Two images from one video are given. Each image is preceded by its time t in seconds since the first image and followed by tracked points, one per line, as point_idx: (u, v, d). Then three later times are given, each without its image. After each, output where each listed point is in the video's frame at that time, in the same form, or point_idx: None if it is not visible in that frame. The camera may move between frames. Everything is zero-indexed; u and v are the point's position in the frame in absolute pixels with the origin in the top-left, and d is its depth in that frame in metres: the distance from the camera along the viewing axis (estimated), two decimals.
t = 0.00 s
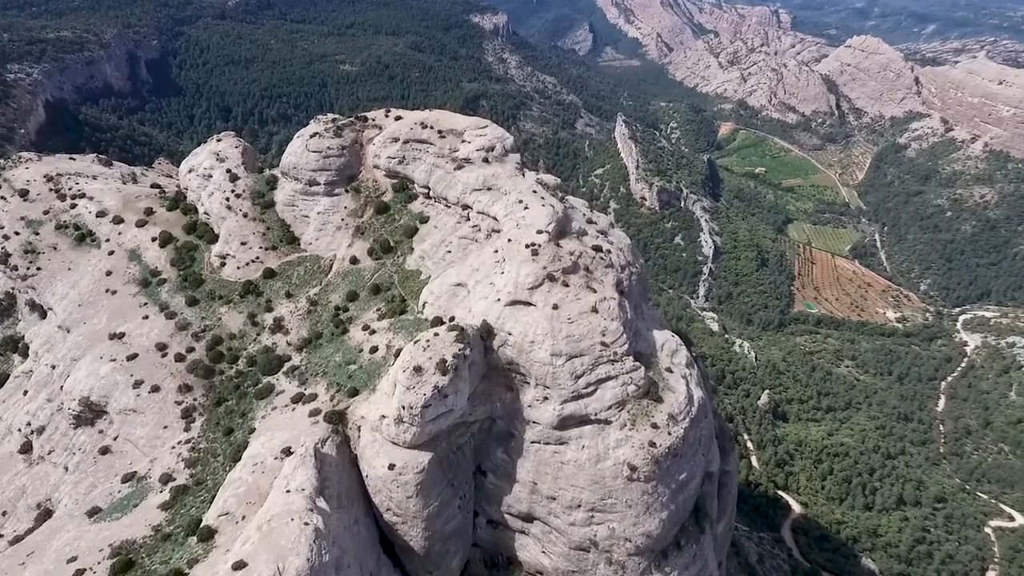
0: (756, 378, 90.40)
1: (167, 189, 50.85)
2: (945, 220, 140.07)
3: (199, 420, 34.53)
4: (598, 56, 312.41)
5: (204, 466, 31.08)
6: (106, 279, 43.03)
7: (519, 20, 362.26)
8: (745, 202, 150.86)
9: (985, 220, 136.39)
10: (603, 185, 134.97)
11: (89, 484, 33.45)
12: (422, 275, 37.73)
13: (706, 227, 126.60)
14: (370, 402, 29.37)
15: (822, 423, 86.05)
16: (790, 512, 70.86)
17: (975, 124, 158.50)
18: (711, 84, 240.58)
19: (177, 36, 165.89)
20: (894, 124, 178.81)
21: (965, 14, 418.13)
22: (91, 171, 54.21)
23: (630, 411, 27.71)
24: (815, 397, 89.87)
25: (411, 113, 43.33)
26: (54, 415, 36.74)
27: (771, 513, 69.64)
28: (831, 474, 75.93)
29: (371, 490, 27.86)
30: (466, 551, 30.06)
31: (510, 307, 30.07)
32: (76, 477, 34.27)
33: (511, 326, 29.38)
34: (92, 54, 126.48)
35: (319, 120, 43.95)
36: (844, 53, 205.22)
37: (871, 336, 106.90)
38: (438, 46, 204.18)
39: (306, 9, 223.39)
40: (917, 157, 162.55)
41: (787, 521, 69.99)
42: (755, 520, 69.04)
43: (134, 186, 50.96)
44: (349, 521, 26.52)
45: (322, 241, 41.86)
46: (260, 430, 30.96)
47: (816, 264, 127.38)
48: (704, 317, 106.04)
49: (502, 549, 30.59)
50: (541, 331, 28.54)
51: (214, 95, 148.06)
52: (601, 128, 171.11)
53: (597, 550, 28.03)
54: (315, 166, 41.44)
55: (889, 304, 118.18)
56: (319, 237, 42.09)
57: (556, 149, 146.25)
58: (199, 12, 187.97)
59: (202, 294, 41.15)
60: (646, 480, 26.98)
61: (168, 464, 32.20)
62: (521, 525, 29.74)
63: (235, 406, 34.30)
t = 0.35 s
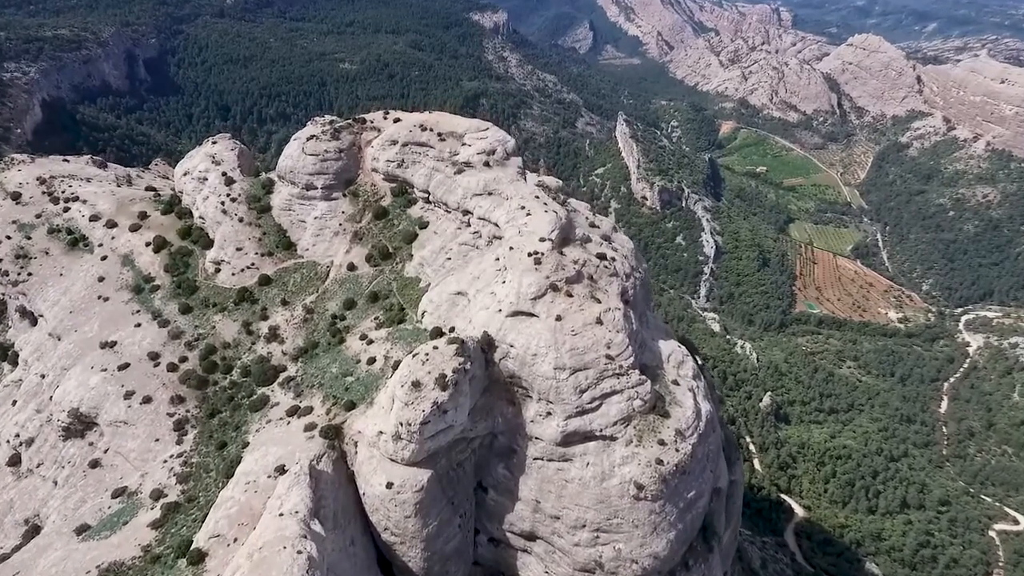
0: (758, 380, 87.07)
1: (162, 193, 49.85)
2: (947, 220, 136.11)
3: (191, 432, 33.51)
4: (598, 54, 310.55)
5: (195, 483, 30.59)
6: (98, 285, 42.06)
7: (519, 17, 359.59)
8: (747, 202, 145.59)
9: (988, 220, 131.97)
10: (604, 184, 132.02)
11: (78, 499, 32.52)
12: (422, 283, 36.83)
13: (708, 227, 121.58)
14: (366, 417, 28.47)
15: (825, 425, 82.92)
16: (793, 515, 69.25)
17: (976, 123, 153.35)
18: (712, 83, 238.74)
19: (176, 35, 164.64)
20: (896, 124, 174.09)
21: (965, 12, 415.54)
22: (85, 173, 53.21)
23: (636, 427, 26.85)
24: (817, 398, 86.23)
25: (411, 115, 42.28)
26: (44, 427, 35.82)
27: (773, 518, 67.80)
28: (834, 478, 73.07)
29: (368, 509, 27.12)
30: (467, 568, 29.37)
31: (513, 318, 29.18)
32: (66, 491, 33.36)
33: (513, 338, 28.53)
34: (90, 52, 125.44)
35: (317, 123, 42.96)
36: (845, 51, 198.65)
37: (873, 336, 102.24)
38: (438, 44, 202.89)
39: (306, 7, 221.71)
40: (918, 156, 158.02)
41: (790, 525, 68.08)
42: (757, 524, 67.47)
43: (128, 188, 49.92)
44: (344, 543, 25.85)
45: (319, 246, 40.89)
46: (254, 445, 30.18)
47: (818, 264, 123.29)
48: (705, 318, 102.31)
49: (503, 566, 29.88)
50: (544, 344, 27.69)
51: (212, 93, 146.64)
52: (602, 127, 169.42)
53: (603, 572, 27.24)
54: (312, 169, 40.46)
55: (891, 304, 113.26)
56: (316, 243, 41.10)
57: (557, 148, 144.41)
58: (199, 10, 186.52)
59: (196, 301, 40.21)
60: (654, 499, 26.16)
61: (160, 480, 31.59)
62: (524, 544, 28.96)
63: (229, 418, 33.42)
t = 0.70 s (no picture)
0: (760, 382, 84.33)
1: (157, 196, 48.78)
2: (949, 219, 131.86)
3: (184, 445, 32.62)
4: (599, 52, 308.61)
5: (188, 499, 29.94)
6: (91, 291, 41.14)
7: (519, 15, 357.37)
8: (749, 201, 140.25)
9: (990, 220, 127.41)
10: (605, 183, 128.95)
11: (67, 515, 31.65)
12: (421, 291, 35.90)
13: (709, 226, 118.87)
14: (363, 432, 27.59)
15: (827, 427, 80.16)
16: (796, 520, 65.46)
17: (978, 122, 151.44)
18: (713, 81, 236.91)
19: (175, 33, 163.31)
20: (898, 121, 170.28)
21: (967, 10, 412.11)
22: (79, 176, 52.15)
23: (642, 443, 26.00)
24: (820, 400, 83.56)
25: (411, 117, 41.27)
26: (33, 438, 34.92)
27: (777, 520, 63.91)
28: (836, 481, 70.42)
29: (365, 529, 26.32)
30: None
31: (515, 329, 28.33)
32: (55, 506, 32.51)
33: (515, 351, 27.72)
34: (88, 51, 124.27)
35: (313, 125, 42.01)
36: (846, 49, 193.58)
37: (875, 338, 101.47)
38: (438, 43, 201.41)
39: (305, 4, 220.05)
40: (919, 155, 153.97)
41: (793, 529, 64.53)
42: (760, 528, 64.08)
43: (122, 192, 48.85)
44: (338, 566, 25.09)
45: (315, 253, 39.96)
46: (247, 461, 29.31)
47: (819, 263, 121.25)
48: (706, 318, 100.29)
49: None
50: (547, 357, 26.84)
51: (211, 92, 145.26)
52: (603, 126, 167.80)
53: None
54: (309, 173, 39.47)
55: (893, 305, 111.37)
56: (313, 249, 40.19)
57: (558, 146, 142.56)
58: (197, 9, 185.09)
59: (191, 308, 39.31)
60: (661, 519, 25.31)
61: (151, 496, 30.83)
62: (526, 563, 28.14)
63: (223, 431, 32.54)
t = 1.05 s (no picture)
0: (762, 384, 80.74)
1: (152, 200, 47.62)
2: (952, 220, 129.95)
3: (176, 459, 31.77)
4: (599, 51, 306.82)
5: (179, 518, 29.16)
6: (82, 298, 40.16)
7: (519, 12, 355.13)
8: (751, 201, 138.03)
9: (993, 220, 125.68)
10: (606, 182, 126.47)
11: (55, 532, 30.83)
12: (420, 300, 34.96)
13: (711, 227, 115.17)
14: (360, 449, 26.69)
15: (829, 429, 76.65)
16: (799, 524, 62.99)
17: (981, 121, 150.00)
18: (714, 80, 235.47)
19: (174, 32, 162.11)
20: (900, 121, 168.43)
21: (969, 8, 410.36)
22: (71, 179, 51.06)
23: (650, 462, 25.23)
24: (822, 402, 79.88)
25: (410, 120, 40.26)
26: (22, 451, 34.07)
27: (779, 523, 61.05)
28: (839, 485, 67.25)
29: (362, 550, 25.60)
30: None
31: (517, 342, 27.42)
32: (43, 522, 31.69)
33: (518, 365, 26.84)
34: (87, 50, 123.22)
35: (310, 128, 40.97)
36: (848, 47, 191.23)
37: (878, 338, 98.29)
38: (438, 42, 200.24)
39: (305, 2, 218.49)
40: (921, 155, 152.77)
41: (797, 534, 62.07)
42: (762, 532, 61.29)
43: (116, 195, 47.70)
44: None
45: (312, 259, 39.03)
46: (241, 478, 28.46)
47: (821, 264, 118.58)
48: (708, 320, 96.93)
49: None
50: (551, 372, 25.95)
51: (210, 91, 144.15)
52: (604, 125, 166.36)
53: None
54: (306, 178, 38.48)
55: (896, 305, 109.63)
56: (310, 256, 39.25)
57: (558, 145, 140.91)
58: (197, 7, 183.71)
59: (185, 317, 38.37)
60: (669, 541, 24.64)
61: (142, 514, 30.07)
62: None
63: (216, 445, 31.68)
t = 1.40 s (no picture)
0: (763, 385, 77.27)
1: (147, 203, 46.53)
2: (954, 219, 128.65)
3: (168, 474, 31.00)
4: (600, 49, 305.23)
5: (170, 537, 28.38)
6: (74, 305, 39.23)
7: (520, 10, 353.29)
8: (752, 201, 137.10)
9: (995, 220, 124.27)
10: (607, 183, 124.20)
11: (43, 550, 30.06)
12: (420, 309, 34.07)
13: (712, 226, 113.32)
14: (356, 466, 26.00)
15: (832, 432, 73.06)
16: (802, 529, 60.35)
17: (983, 121, 148.60)
18: (715, 79, 234.15)
19: (173, 30, 160.92)
20: (901, 120, 166.90)
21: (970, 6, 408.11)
22: (65, 182, 50.04)
23: (657, 482, 24.47)
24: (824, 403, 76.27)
25: (410, 123, 39.24)
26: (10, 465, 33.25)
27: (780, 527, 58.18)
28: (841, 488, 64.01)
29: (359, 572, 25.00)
30: None
31: (519, 355, 26.61)
32: (31, 539, 30.91)
33: (520, 381, 26.07)
34: (85, 49, 122.07)
35: (307, 130, 40.00)
36: (849, 46, 189.87)
37: (879, 339, 94.98)
38: (438, 40, 199.06)
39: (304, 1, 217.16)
40: (923, 154, 151.48)
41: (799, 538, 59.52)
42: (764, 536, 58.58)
43: (111, 198, 46.62)
44: None
45: (309, 266, 38.10)
46: (233, 496, 27.65)
47: (823, 264, 116.41)
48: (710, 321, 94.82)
49: None
50: (555, 387, 25.21)
51: (209, 90, 143.15)
52: (605, 124, 165.01)
53: None
54: (303, 182, 37.51)
55: (898, 306, 107.27)
56: (306, 262, 38.30)
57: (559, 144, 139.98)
58: (196, 5, 182.31)
59: (178, 325, 37.48)
60: (677, 564, 23.93)
61: (131, 532, 29.29)
62: None
63: (209, 459, 30.89)
